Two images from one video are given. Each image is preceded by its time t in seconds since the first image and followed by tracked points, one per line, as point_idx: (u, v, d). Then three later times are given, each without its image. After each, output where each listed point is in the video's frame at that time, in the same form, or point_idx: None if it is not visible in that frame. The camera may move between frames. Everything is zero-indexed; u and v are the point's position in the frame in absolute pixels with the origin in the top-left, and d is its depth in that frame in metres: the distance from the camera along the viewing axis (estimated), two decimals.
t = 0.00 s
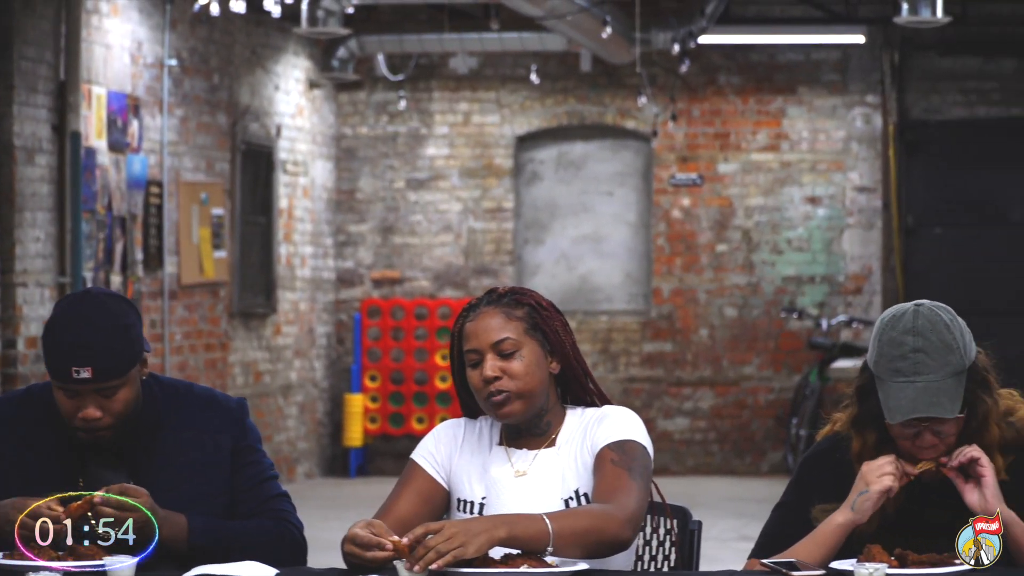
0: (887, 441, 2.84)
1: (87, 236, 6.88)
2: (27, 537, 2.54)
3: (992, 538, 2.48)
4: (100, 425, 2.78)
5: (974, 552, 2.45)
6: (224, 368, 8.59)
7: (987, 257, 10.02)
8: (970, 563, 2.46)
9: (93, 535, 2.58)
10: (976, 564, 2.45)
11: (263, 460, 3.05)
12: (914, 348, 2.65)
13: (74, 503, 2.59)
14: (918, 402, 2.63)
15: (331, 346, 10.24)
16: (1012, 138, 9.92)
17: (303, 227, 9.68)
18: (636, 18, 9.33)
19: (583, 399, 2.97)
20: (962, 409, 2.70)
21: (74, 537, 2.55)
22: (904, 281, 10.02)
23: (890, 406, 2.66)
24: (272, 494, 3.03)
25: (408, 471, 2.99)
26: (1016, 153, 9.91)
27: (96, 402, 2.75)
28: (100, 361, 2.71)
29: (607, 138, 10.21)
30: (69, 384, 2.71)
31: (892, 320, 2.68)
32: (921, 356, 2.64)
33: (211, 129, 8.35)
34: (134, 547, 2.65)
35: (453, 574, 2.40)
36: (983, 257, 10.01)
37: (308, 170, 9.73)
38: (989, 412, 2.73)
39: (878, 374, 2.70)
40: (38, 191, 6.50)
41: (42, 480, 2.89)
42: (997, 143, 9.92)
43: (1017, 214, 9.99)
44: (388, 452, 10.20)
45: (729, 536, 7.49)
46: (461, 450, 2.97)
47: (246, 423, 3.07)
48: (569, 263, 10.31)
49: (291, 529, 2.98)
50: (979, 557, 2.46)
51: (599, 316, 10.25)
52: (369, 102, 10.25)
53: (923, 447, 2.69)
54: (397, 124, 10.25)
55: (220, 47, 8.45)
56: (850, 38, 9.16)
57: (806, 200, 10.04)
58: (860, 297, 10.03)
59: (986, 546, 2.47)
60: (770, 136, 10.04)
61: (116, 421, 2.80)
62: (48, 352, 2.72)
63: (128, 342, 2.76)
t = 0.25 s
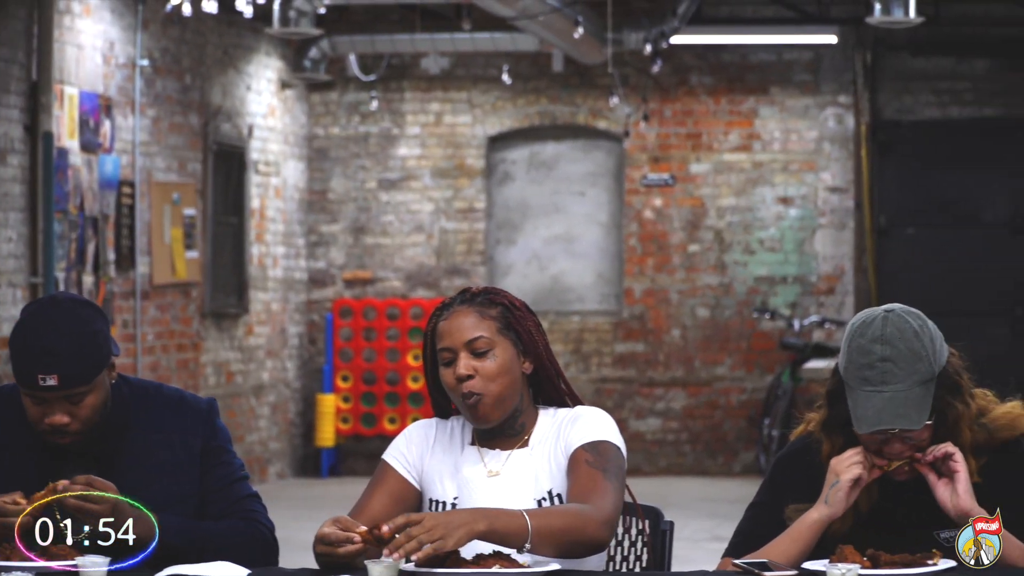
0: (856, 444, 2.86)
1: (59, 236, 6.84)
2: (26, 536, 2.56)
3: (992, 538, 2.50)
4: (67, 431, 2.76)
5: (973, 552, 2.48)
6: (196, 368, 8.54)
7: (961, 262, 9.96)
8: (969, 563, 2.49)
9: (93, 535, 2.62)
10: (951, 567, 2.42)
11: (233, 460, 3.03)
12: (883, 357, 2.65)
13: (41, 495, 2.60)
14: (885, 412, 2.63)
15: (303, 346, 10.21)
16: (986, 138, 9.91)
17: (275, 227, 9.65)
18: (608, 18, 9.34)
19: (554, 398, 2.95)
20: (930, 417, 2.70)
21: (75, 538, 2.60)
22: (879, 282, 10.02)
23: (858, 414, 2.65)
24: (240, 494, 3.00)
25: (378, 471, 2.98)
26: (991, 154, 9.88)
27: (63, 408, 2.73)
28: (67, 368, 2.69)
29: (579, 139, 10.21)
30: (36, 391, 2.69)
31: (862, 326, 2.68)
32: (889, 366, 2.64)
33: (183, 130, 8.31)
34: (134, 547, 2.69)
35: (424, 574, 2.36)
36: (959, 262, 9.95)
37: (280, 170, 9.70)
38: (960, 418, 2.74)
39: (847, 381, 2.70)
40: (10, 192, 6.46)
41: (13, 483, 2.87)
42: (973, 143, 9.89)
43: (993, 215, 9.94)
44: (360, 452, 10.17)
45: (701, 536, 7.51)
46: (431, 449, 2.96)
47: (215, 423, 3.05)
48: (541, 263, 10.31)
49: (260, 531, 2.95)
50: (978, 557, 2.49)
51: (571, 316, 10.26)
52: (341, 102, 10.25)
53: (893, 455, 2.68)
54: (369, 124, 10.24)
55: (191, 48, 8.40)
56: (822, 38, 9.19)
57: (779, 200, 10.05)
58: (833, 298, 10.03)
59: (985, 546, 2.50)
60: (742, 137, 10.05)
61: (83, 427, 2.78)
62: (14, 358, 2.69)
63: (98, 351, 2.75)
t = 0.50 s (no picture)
0: (829, 448, 2.88)
1: (31, 236, 6.79)
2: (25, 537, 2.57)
3: (992, 539, 2.51)
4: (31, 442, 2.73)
5: (975, 554, 2.48)
6: (168, 368, 8.50)
7: (935, 263, 9.98)
8: (971, 564, 2.49)
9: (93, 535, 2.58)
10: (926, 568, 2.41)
11: (208, 460, 3.00)
12: (854, 361, 2.66)
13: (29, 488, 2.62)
14: (859, 415, 2.63)
15: (275, 347, 10.19)
16: (956, 138, 9.93)
17: (246, 228, 9.61)
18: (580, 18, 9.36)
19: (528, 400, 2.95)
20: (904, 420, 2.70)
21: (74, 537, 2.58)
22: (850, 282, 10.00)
23: (831, 419, 2.66)
24: (221, 492, 2.98)
25: (351, 471, 2.96)
26: (958, 154, 9.91)
27: (27, 420, 2.70)
28: (32, 382, 2.64)
29: (551, 139, 10.22)
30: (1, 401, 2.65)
31: (833, 330, 2.69)
32: (860, 369, 2.65)
33: (155, 130, 8.26)
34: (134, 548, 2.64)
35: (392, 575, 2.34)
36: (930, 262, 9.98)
37: (252, 170, 9.67)
38: (933, 418, 2.75)
39: (820, 385, 2.70)
40: None
41: None
42: (943, 143, 9.92)
43: (967, 213, 9.93)
44: (332, 453, 10.15)
45: (673, 536, 7.52)
46: (405, 450, 2.95)
47: (188, 424, 3.01)
48: (513, 263, 10.32)
49: (244, 524, 2.91)
50: (979, 559, 2.49)
51: (543, 316, 10.27)
52: (312, 103, 10.24)
53: (867, 460, 2.69)
54: (341, 125, 10.24)
55: (163, 48, 8.36)
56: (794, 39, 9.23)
57: (750, 201, 10.07)
58: (805, 298, 10.05)
59: (986, 547, 2.51)
60: (714, 137, 10.07)
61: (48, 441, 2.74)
62: None
63: (69, 367, 2.70)
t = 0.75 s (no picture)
0: (809, 448, 2.87)
1: (10, 236, 6.77)
2: (26, 536, 2.55)
3: (991, 538, 2.63)
4: None
5: (973, 552, 2.60)
6: (147, 369, 8.46)
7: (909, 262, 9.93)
8: (969, 562, 2.60)
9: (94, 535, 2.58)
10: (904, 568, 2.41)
11: (187, 464, 2.92)
12: (833, 357, 2.66)
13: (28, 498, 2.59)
14: (838, 411, 2.64)
15: (253, 346, 10.18)
16: (936, 138, 9.91)
17: (225, 228, 9.59)
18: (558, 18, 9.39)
19: (512, 401, 2.96)
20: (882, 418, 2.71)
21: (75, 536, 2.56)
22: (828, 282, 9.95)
23: (810, 415, 2.66)
24: (201, 495, 2.91)
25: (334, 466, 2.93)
26: (937, 154, 9.89)
27: None
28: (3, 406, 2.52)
29: (529, 139, 10.23)
30: None
31: (812, 328, 2.69)
32: (840, 365, 2.65)
33: (134, 130, 8.23)
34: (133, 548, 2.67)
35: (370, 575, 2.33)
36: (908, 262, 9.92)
37: (231, 170, 9.66)
38: (911, 417, 2.75)
39: (798, 383, 2.70)
40: None
41: None
42: (923, 143, 9.91)
43: (945, 213, 9.90)
44: (310, 452, 10.13)
45: (651, 537, 7.54)
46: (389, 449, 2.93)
47: (165, 428, 2.92)
48: (491, 263, 10.33)
49: (224, 531, 2.85)
50: (978, 557, 2.60)
51: (521, 316, 10.28)
52: (291, 103, 10.27)
53: (847, 456, 2.70)
54: (319, 125, 10.25)
55: (142, 48, 8.33)
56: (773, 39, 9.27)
57: (729, 200, 10.09)
58: (784, 298, 10.05)
59: (985, 546, 2.62)
60: (692, 137, 10.09)
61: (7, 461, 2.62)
62: None
63: (43, 389, 2.57)
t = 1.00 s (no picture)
0: (795, 440, 2.84)
1: None
2: (26, 535, 2.51)
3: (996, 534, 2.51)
4: None
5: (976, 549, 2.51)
6: (126, 368, 8.43)
7: (887, 263, 9.49)
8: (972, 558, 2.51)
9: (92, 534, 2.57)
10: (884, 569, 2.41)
11: (165, 465, 2.92)
12: (821, 347, 2.67)
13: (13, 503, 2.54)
14: (825, 400, 2.63)
15: (232, 346, 10.16)
16: (911, 137, 9.49)
17: (203, 227, 9.57)
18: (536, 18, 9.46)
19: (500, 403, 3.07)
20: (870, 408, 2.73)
21: (74, 536, 2.54)
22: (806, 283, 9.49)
23: (797, 404, 2.67)
24: (178, 496, 2.91)
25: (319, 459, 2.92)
26: (913, 154, 9.45)
27: None
28: None
29: (508, 138, 10.25)
30: None
31: (799, 320, 2.71)
32: (826, 355, 2.66)
33: (113, 129, 8.20)
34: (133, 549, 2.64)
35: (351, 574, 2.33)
36: (885, 266, 9.47)
37: (209, 170, 9.64)
38: (897, 411, 2.77)
39: (785, 375, 2.71)
40: None
41: None
42: (899, 142, 9.47)
43: (925, 214, 9.46)
44: (289, 452, 10.11)
45: (630, 536, 7.55)
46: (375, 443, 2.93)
47: (141, 430, 2.92)
48: (469, 263, 10.33)
49: (205, 531, 2.86)
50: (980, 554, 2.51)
51: (499, 316, 10.29)
52: (269, 102, 10.27)
53: (831, 443, 2.69)
54: (297, 125, 10.26)
55: (121, 48, 8.30)
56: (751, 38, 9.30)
57: (707, 200, 10.11)
58: (762, 297, 10.08)
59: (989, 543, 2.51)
60: (671, 137, 10.11)
61: None
62: None
63: (14, 406, 2.53)
